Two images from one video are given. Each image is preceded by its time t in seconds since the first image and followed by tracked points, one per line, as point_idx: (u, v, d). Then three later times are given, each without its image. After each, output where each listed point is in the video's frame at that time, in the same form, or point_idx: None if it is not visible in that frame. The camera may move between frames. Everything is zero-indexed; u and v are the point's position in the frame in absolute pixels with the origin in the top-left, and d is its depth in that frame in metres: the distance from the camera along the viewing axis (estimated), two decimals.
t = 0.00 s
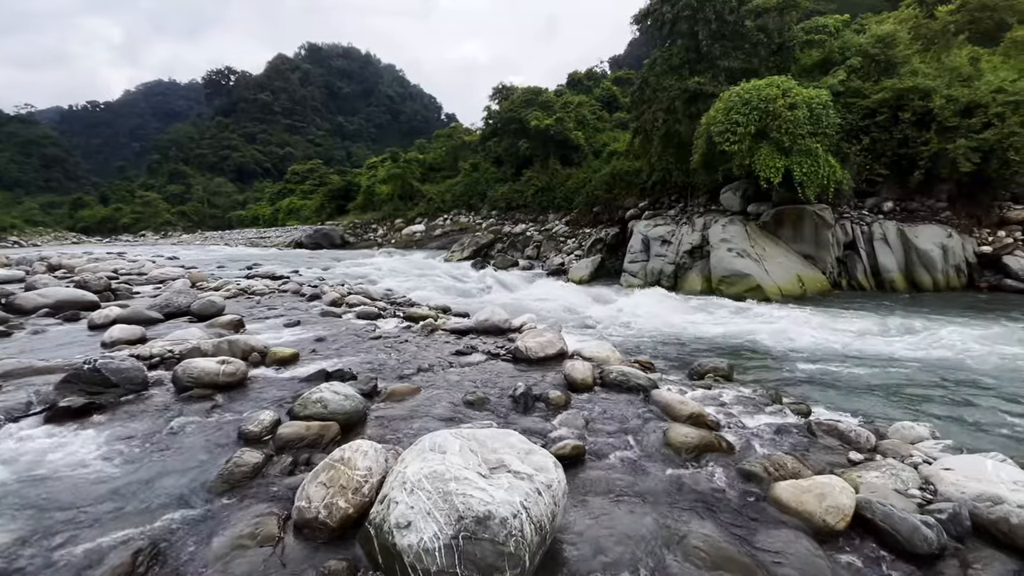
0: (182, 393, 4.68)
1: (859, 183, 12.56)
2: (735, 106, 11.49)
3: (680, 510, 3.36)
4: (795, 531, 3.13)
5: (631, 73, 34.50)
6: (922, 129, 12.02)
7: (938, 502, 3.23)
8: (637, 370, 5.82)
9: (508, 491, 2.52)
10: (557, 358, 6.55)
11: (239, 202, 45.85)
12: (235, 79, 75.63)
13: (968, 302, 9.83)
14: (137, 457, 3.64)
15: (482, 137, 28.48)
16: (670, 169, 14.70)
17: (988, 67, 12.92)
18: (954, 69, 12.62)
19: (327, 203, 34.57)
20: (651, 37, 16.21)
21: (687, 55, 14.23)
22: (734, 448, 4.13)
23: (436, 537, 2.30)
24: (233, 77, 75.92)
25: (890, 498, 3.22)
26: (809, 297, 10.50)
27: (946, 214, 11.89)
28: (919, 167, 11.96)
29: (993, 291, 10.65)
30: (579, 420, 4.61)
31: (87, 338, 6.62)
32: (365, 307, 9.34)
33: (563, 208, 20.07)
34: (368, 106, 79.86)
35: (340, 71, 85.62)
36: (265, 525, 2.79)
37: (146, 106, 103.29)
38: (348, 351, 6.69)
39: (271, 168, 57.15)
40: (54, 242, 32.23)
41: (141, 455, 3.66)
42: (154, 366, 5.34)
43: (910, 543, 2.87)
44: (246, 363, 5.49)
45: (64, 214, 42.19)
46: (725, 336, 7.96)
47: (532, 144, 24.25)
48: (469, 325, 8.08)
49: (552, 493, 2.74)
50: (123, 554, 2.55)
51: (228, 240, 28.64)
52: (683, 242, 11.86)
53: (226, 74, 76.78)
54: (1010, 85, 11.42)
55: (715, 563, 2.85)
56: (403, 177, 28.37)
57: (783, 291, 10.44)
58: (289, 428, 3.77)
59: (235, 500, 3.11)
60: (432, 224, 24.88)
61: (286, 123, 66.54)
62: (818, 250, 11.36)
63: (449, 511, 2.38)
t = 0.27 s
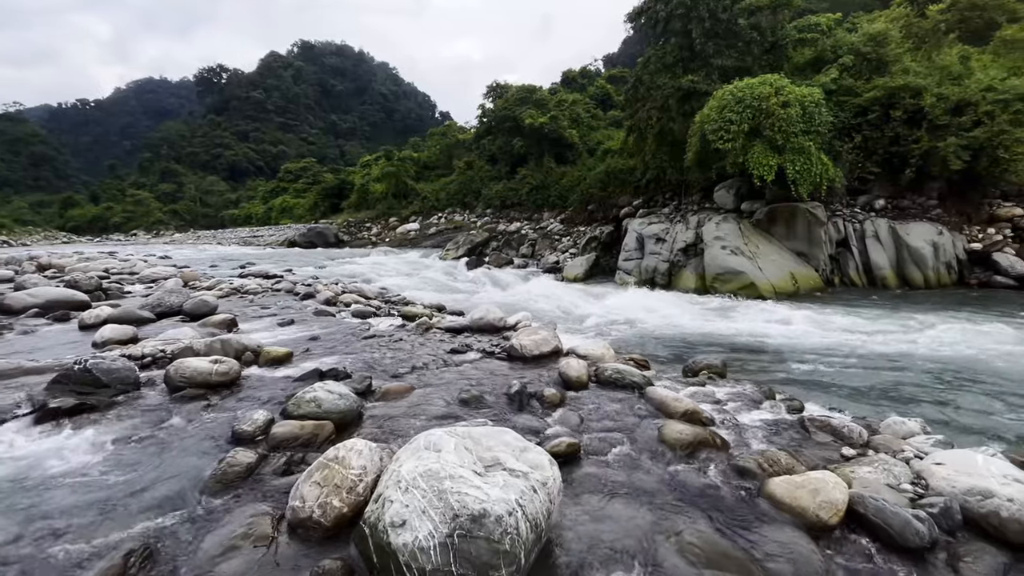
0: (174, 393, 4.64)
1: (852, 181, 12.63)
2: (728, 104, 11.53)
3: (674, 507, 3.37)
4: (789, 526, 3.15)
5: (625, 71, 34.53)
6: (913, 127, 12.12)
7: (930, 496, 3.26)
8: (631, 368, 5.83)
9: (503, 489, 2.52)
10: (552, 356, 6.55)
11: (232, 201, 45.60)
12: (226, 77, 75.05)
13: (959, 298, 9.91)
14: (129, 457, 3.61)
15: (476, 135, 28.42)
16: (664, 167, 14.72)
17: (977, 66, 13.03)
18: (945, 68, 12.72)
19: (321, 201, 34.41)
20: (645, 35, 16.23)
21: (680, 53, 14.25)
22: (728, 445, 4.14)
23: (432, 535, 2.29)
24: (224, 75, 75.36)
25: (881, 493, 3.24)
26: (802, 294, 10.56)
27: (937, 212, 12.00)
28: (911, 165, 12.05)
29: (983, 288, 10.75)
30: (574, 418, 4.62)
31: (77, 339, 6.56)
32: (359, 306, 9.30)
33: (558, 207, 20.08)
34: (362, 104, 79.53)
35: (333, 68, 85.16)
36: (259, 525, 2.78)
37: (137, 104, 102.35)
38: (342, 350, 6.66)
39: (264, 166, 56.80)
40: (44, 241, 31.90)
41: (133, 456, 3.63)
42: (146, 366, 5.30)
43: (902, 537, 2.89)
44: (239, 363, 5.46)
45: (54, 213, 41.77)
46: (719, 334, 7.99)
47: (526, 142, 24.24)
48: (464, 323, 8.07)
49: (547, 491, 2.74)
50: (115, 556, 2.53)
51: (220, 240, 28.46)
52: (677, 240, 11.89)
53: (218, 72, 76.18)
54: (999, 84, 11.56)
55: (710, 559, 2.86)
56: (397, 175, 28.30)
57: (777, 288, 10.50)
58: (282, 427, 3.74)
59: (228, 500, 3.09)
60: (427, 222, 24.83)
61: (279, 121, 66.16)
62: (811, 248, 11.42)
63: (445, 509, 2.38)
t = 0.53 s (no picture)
0: (163, 394, 4.60)
1: (841, 178, 12.72)
2: (720, 102, 11.58)
3: (666, 502, 3.39)
4: (779, 521, 3.17)
5: (617, 69, 34.53)
6: (902, 124, 12.22)
7: (917, 489, 3.29)
8: (624, 365, 5.85)
9: (495, 486, 2.52)
10: (544, 354, 6.56)
11: (222, 199, 45.23)
12: (216, 75, 74.32)
13: (947, 294, 10.02)
14: (117, 459, 3.57)
15: (469, 132, 28.34)
16: (656, 164, 14.76)
17: (964, 64, 13.16)
18: (933, 66, 12.84)
19: (312, 200, 34.20)
20: (637, 33, 16.25)
21: (672, 51, 14.28)
22: (719, 441, 4.17)
23: (423, 533, 2.29)
24: (214, 72, 74.61)
25: (870, 486, 3.28)
26: (793, 291, 10.64)
27: (925, 208, 12.12)
28: (899, 162, 12.16)
29: (970, 283, 10.87)
30: (567, 415, 4.63)
31: (64, 339, 6.48)
32: (351, 305, 9.26)
33: (551, 204, 20.09)
34: (353, 102, 79.07)
35: (324, 66, 84.57)
36: (249, 525, 2.76)
37: (124, 101, 101.11)
38: (334, 349, 6.63)
39: (254, 164, 56.34)
40: (31, 241, 31.48)
41: (121, 457, 3.60)
42: (134, 367, 5.25)
43: (889, 529, 2.93)
44: (229, 363, 5.42)
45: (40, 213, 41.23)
46: (711, 330, 8.04)
47: (519, 140, 24.22)
48: (457, 322, 8.06)
49: (539, 488, 2.74)
50: (103, 558, 2.50)
51: (211, 239, 28.22)
52: (669, 238, 11.94)
53: (207, 69, 75.41)
54: (986, 82, 11.71)
55: (701, 554, 2.88)
56: (390, 173, 28.19)
57: (767, 285, 10.57)
58: (273, 427, 3.72)
59: (218, 501, 3.07)
60: (419, 220, 24.75)
61: (270, 119, 65.63)
62: (801, 245, 11.49)
63: (436, 507, 2.37)
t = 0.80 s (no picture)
0: (149, 395, 4.54)
1: (828, 175, 12.85)
2: (709, 99, 11.64)
3: (655, 498, 3.41)
4: (767, 515, 3.21)
5: (607, 67, 34.60)
6: (888, 122, 12.37)
7: (902, 481, 3.34)
8: (614, 362, 5.87)
9: (484, 485, 2.52)
10: (535, 351, 6.56)
11: (210, 198, 44.74)
12: (202, 72, 73.39)
13: (931, 289, 10.17)
14: (102, 461, 3.53)
15: (459, 130, 28.25)
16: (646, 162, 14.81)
17: (948, 63, 13.32)
18: (917, 65, 12.99)
19: (301, 198, 33.92)
20: (626, 30, 16.28)
21: (661, 49, 14.33)
22: (708, 436, 4.20)
23: (412, 533, 2.28)
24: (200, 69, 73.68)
25: (855, 479, 3.32)
26: (781, 287, 10.75)
27: (910, 205, 12.28)
28: (885, 160, 12.31)
29: (954, 279, 11.04)
30: (557, 412, 4.64)
31: (48, 341, 6.38)
32: (341, 304, 9.21)
33: (541, 202, 20.10)
34: (342, 100, 78.50)
35: (313, 63, 83.83)
36: (236, 527, 2.74)
37: (108, 99, 99.51)
38: (323, 349, 6.59)
39: (242, 162, 55.73)
40: (13, 241, 30.91)
41: (106, 460, 3.55)
42: (119, 368, 5.18)
43: (875, 522, 2.97)
44: (217, 363, 5.36)
45: (23, 212, 40.50)
46: (700, 327, 8.09)
47: (509, 138, 24.21)
48: (448, 320, 8.04)
49: (529, 485, 2.74)
50: (87, 562, 2.47)
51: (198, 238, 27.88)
52: (659, 235, 12.00)
53: (193, 66, 74.45)
54: (968, 81, 11.88)
55: (690, 548, 2.90)
56: (380, 171, 28.03)
57: (756, 281, 10.66)
58: (261, 427, 3.69)
59: (206, 502, 3.05)
60: (409, 218, 24.65)
61: (257, 116, 64.95)
62: (789, 241, 11.60)
63: (426, 506, 2.37)
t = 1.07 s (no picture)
0: (133, 397, 4.48)
1: (813, 172, 13.00)
2: (696, 97, 11.71)
3: (643, 493, 3.44)
4: (752, 508, 3.25)
5: (595, 64, 34.69)
6: (871, 120, 12.55)
7: (884, 473, 3.40)
8: (603, 358, 5.90)
9: (473, 483, 2.51)
10: (524, 349, 6.57)
11: (195, 196, 44.16)
12: (185, 68, 72.29)
13: (913, 284, 10.36)
14: (84, 465, 3.48)
15: (447, 128, 28.15)
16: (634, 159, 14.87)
17: (928, 61, 13.52)
18: (900, 63, 13.15)
19: (288, 196, 33.60)
20: (614, 28, 16.33)
21: (648, 47, 14.38)
22: (695, 431, 4.24)
23: (401, 532, 2.28)
24: (183, 66, 72.57)
25: (839, 472, 3.37)
26: (767, 283, 10.88)
27: (893, 202, 12.49)
28: (868, 157, 12.49)
29: (935, 274, 11.24)
30: (546, 410, 4.65)
31: (27, 343, 6.26)
32: (329, 303, 9.15)
33: (530, 200, 20.13)
34: (329, 97, 77.82)
35: (299, 59, 82.97)
36: (223, 529, 2.72)
37: (89, 96, 97.61)
38: (311, 348, 6.54)
39: (227, 160, 55.05)
40: None
41: (89, 463, 3.50)
42: (102, 370, 5.10)
43: (857, 513, 3.02)
44: (202, 364, 5.30)
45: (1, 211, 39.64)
46: (688, 323, 8.16)
47: (498, 136, 24.24)
48: (437, 318, 8.03)
49: (518, 483, 2.75)
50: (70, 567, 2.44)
51: (182, 237, 27.50)
52: (647, 232, 12.08)
53: (176, 63, 73.31)
54: (949, 79, 12.05)
55: (678, 543, 2.93)
56: (368, 169, 27.86)
57: (743, 277, 10.78)
58: (248, 428, 3.66)
59: (192, 504, 3.02)
60: (398, 217, 24.54)
61: (242, 114, 64.17)
62: (775, 238, 11.73)
63: (414, 505, 2.36)
